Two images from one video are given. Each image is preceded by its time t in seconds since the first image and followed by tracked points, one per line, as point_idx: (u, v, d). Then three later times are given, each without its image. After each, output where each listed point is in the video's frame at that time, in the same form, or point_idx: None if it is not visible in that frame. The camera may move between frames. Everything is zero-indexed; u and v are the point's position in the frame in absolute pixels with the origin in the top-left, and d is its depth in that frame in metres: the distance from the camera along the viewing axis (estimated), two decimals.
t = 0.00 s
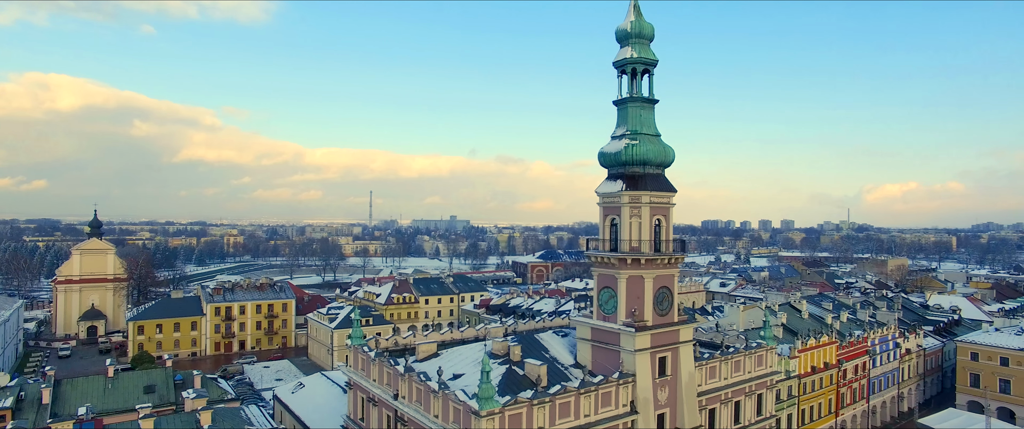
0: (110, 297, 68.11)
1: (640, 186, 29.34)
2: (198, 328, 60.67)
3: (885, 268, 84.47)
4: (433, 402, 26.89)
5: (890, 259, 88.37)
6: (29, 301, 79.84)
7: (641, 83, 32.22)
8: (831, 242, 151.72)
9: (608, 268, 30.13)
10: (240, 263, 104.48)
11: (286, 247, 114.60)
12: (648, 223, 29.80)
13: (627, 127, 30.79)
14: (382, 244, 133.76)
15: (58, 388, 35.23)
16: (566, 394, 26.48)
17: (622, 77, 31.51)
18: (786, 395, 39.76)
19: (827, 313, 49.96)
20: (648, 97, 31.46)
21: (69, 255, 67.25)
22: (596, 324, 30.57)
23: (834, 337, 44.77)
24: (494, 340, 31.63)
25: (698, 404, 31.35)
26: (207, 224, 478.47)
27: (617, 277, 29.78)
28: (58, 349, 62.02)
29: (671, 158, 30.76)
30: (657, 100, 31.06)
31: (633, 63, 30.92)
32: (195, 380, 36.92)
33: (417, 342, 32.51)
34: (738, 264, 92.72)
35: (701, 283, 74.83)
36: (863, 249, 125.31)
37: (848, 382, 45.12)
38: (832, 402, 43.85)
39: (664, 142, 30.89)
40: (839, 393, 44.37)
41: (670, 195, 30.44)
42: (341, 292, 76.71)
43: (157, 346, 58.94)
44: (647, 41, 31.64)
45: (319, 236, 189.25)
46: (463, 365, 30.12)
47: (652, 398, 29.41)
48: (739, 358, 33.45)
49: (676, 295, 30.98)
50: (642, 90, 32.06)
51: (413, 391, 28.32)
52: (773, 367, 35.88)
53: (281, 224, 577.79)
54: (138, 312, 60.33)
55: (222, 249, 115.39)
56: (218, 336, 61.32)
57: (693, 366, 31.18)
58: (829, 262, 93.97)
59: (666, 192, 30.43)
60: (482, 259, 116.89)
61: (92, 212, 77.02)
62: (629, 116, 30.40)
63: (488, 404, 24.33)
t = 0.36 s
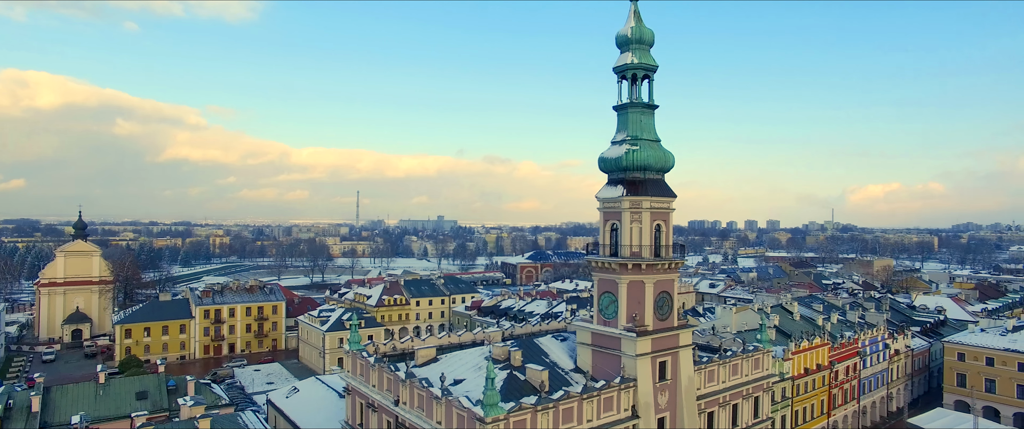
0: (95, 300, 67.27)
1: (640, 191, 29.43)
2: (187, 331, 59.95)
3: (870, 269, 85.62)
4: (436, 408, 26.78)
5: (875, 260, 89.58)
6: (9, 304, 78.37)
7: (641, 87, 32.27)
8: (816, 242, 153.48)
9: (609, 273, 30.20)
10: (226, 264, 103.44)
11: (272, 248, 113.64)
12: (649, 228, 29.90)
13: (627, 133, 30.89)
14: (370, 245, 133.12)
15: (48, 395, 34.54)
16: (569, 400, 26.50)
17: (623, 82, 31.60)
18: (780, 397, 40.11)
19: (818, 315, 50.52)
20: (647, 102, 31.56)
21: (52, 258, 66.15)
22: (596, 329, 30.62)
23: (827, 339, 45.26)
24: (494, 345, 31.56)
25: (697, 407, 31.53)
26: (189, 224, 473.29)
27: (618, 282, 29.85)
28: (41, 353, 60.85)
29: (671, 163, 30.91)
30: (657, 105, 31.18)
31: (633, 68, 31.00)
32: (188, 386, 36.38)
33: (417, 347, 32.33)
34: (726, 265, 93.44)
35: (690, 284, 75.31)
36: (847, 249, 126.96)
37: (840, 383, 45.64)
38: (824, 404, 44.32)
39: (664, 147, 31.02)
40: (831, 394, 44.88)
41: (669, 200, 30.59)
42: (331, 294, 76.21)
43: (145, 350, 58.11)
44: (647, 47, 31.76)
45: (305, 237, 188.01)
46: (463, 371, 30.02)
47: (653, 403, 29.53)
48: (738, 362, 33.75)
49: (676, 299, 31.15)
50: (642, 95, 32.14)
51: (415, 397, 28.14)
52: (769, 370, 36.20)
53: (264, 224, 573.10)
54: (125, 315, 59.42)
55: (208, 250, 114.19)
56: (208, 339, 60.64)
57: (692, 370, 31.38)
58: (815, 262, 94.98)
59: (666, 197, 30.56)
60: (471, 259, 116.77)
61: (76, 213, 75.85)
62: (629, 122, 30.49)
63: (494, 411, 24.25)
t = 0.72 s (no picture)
0: (79, 303, 66.25)
1: (640, 196, 29.50)
2: (175, 334, 59.15)
3: (856, 269, 86.68)
4: (438, 414, 26.67)
5: (860, 261, 90.64)
6: None
7: (642, 92, 32.32)
8: (802, 242, 155.03)
9: (610, 278, 30.26)
10: (212, 265, 102.29)
11: (259, 249, 112.55)
12: (649, 233, 29.98)
13: (627, 138, 30.96)
14: (357, 245, 132.37)
15: (36, 403, 33.90)
16: (572, 405, 26.53)
17: (622, 87, 31.72)
18: (774, 398, 40.45)
19: (809, 316, 51.07)
20: (647, 107, 31.63)
21: (35, 260, 65.17)
22: (596, 333, 30.69)
23: (818, 340, 45.75)
24: (493, 350, 31.47)
25: (696, 410, 31.72)
26: (171, 223, 467.84)
27: (618, 287, 29.94)
28: (23, 357, 59.74)
29: (671, 168, 31.00)
30: (657, 110, 31.27)
31: (633, 74, 31.06)
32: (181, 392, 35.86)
33: (415, 352, 32.17)
34: (714, 266, 94.14)
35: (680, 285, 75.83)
36: (833, 249, 128.44)
37: (831, 384, 46.16)
38: (816, 404, 44.81)
39: (663, 152, 31.12)
40: (822, 395, 45.38)
41: (669, 205, 30.68)
42: (321, 296, 75.67)
43: (132, 354, 57.24)
44: (647, 52, 31.90)
45: (291, 237, 186.47)
46: (463, 376, 29.97)
47: (653, 407, 29.65)
48: (734, 365, 34.01)
49: (675, 304, 31.29)
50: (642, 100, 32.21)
51: (416, 403, 28.01)
52: (764, 372, 36.51)
53: (247, 223, 567.97)
54: (111, 318, 58.51)
55: (193, 250, 112.85)
56: (196, 342, 59.95)
57: (691, 373, 31.56)
58: (801, 262, 95.99)
59: (666, 202, 30.64)
60: (459, 260, 116.50)
61: (60, 214, 74.80)
62: (629, 127, 30.56)
63: (498, 418, 24.21)
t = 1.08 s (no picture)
0: (63, 306, 65.18)
1: (641, 202, 29.56)
2: (163, 337, 58.35)
3: (842, 270, 87.72)
4: (441, 420, 26.54)
5: (847, 261, 91.69)
6: None
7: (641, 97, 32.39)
8: (787, 243, 156.67)
9: (610, 283, 30.31)
10: (198, 266, 101.05)
11: (246, 250, 111.39)
12: (649, 238, 30.05)
13: (627, 143, 31.02)
14: (344, 246, 131.54)
15: (25, 410, 33.21)
16: (575, 410, 26.54)
17: (622, 92, 31.79)
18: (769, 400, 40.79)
19: (800, 317, 51.58)
20: (647, 112, 31.71)
21: (17, 262, 64.01)
22: (597, 338, 30.72)
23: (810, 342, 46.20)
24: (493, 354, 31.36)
25: (695, 414, 31.89)
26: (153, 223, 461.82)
27: (619, 291, 29.99)
28: (6, 362, 58.61)
29: (671, 174, 31.11)
30: (656, 116, 31.38)
31: (633, 79, 31.12)
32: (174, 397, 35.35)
33: (414, 357, 31.98)
34: (702, 266, 94.75)
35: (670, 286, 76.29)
36: (818, 249, 129.91)
37: (823, 385, 46.67)
38: (808, 405, 45.26)
39: (663, 157, 31.23)
40: (815, 396, 45.86)
41: (669, 210, 30.79)
42: (310, 297, 75.16)
43: (119, 357, 56.37)
44: (647, 58, 31.98)
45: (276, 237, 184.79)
46: (464, 381, 29.86)
47: (654, 411, 29.77)
48: (732, 368, 34.24)
49: (675, 308, 31.41)
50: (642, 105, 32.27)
51: (418, 409, 27.84)
52: (760, 375, 36.80)
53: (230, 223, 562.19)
54: (97, 321, 57.55)
55: (177, 251, 111.40)
56: (185, 346, 59.23)
57: (691, 377, 31.72)
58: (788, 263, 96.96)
59: (666, 207, 30.75)
60: (448, 260, 116.18)
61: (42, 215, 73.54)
62: (629, 132, 30.64)
63: (504, 424, 24.13)
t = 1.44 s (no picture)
0: (46, 309, 64.05)
1: (642, 206, 29.60)
2: (151, 341, 57.55)
3: (829, 271, 88.68)
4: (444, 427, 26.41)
5: (833, 262, 92.71)
6: None
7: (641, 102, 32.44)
8: (773, 243, 158.16)
9: (611, 288, 30.37)
10: (183, 268, 99.75)
11: (232, 251, 110.10)
12: (650, 243, 30.12)
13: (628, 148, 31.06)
14: (332, 246, 130.59)
15: (14, 418, 32.55)
16: (578, 416, 26.55)
17: (622, 98, 31.83)
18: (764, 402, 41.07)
19: (791, 319, 52.02)
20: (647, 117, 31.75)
21: None
22: (597, 342, 30.77)
23: (803, 343, 46.65)
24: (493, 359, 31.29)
25: (694, 417, 32.03)
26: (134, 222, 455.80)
27: (619, 296, 30.05)
28: None
29: (671, 179, 31.21)
30: (657, 121, 31.45)
31: (633, 85, 31.16)
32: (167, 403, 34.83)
33: (414, 362, 31.78)
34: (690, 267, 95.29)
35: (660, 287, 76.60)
36: (804, 249, 131.27)
37: (815, 386, 47.13)
38: (801, 406, 45.69)
39: (663, 162, 31.31)
40: (807, 397, 46.31)
41: (670, 215, 30.87)
42: (300, 299, 74.56)
43: (106, 361, 55.49)
44: (647, 63, 32.05)
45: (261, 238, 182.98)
46: (465, 386, 29.75)
47: (654, 415, 29.87)
48: (730, 371, 34.45)
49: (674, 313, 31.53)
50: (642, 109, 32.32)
51: (420, 415, 27.69)
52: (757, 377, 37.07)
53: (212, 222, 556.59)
54: (82, 324, 56.57)
55: (162, 252, 109.83)
56: (173, 349, 58.45)
57: (690, 380, 31.87)
58: (775, 263, 97.85)
59: (666, 212, 30.84)
60: (437, 261, 115.82)
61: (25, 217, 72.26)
62: (630, 137, 30.67)
63: None
